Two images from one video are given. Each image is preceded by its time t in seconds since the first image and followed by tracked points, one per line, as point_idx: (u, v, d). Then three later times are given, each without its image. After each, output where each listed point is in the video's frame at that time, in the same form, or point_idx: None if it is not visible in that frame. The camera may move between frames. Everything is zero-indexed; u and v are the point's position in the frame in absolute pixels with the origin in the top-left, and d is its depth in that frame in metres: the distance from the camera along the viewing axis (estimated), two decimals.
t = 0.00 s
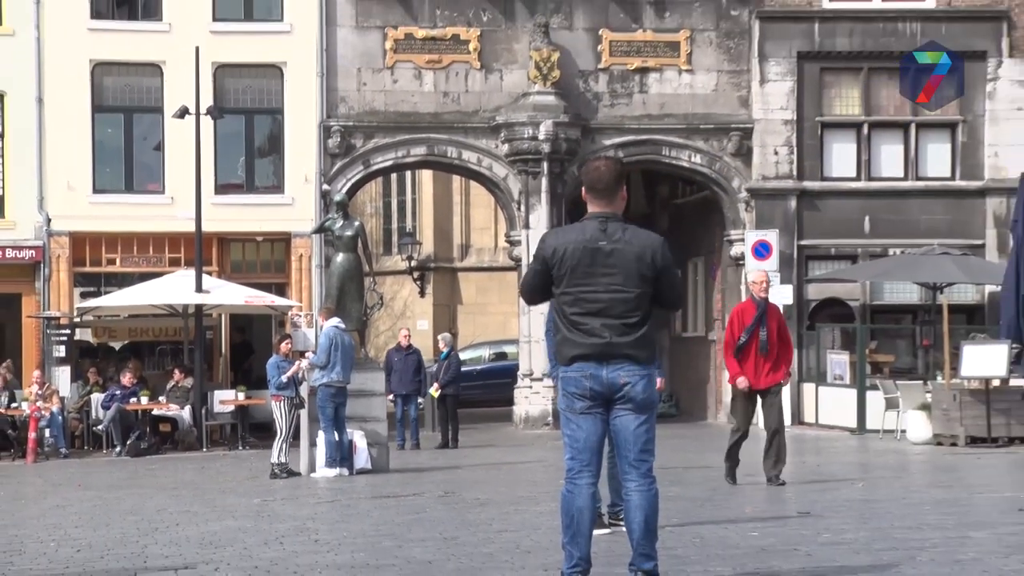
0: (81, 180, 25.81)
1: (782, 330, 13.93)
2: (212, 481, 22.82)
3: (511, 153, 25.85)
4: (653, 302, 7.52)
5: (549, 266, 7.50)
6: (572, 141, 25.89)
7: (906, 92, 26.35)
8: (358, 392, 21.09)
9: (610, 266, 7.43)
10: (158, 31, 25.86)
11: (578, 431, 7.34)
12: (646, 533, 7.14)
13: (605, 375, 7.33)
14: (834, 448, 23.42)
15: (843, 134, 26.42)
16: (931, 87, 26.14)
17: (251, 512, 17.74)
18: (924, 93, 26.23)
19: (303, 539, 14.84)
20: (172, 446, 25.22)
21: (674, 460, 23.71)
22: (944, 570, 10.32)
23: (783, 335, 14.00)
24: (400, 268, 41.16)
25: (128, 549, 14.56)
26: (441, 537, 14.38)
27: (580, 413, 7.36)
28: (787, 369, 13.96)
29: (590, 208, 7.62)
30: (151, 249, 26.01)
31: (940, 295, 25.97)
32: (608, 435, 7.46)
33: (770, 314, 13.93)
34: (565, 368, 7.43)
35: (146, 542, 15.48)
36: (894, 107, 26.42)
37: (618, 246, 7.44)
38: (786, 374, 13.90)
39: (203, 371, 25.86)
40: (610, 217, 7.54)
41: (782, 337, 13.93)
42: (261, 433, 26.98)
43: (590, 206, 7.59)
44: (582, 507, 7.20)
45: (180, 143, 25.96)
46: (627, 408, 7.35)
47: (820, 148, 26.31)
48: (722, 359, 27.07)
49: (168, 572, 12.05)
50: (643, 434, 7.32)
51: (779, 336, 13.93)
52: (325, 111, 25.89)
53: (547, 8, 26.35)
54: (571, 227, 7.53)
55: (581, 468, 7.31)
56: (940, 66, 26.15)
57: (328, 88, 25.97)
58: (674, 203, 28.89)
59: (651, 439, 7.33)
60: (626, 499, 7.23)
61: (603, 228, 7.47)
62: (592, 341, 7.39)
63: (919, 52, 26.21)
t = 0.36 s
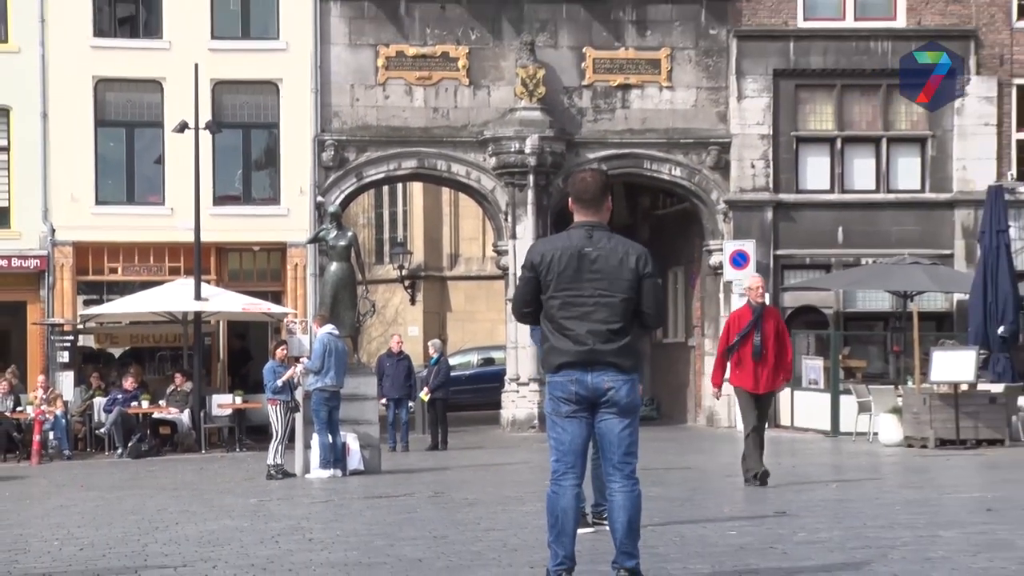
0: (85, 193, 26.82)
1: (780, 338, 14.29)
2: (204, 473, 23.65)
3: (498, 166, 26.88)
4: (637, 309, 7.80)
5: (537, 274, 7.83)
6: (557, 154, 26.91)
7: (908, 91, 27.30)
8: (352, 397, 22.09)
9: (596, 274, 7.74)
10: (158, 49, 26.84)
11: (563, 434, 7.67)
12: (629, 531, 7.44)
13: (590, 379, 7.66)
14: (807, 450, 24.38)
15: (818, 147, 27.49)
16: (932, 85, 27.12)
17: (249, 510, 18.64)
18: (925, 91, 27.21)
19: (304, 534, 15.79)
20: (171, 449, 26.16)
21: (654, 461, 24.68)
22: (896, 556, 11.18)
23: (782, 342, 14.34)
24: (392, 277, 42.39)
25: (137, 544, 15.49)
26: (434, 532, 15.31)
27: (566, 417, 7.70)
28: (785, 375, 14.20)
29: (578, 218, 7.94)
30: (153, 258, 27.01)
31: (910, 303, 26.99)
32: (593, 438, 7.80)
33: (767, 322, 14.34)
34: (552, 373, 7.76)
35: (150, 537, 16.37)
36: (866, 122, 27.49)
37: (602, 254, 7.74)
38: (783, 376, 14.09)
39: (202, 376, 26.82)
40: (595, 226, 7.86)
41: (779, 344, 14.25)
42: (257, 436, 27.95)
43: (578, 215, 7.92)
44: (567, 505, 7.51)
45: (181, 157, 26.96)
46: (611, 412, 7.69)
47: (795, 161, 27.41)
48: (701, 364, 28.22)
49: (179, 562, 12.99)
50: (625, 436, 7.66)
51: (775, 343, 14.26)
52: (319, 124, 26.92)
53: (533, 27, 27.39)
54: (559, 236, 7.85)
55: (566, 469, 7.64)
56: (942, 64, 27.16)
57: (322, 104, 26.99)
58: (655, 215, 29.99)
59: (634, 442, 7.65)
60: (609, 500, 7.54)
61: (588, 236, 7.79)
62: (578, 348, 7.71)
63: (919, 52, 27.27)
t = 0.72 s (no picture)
0: (88, 203, 27.73)
1: (775, 338, 14.22)
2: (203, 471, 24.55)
3: (488, 177, 27.80)
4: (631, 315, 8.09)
5: (535, 279, 8.11)
6: (545, 165, 27.84)
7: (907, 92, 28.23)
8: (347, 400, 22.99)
9: (591, 279, 8.03)
10: (158, 64, 27.75)
11: (556, 437, 7.93)
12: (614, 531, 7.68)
13: (583, 383, 7.93)
14: (786, 451, 25.23)
15: (797, 159, 28.49)
16: (931, 86, 28.09)
17: (249, 506, 19.44)
18: (925, 92, 28.16)
19: (303, 531, 16.65)
20: (170, 450, 27.00)
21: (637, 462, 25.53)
22: (872, 552, 11.39)
23: (776, 342, 14.28)
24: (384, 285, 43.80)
25: (145, 538, 16.31)
26: (426, 531, 16.17)
27: (560, 420, 7.96)
28: (780, 376, 14.17)
29: (576, 227, 8.25)
30: (153, 266, 27.94)
31: (885, 309, 27.93)
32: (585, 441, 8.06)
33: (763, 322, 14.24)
34: (547, 376, 8.03)
35: (158, 531, 17.17)
36: (843, 135, 28.53)
37: (598, 261, 8.03)
38: (782, 378, 14.09)
39: (201, 380, 27.71)
40: (592, 234, 8.17)
41: (775, 344, 14.20)
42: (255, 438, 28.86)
43: (576, 224, 8.22)
44: (556, 504, 7.76)
45: (180, 169, 27.87)
46: (603, 415, 7.95)
47: (775, 173, 28.39)
48: (684, 369, 29.21)
49: (188, 556, 13.85)
50: (615, 438, 7.91)
51: (771, 344, 14.20)
52: (315, 136, 27.86)
53: (521, 43, 28.30)
54: (558, 243, 8.15)
55: (557, 471, 7.89)
56: (942, 65, 28.19)
57: (318, 117, 27.93)
58: (639, 224, 31.04)
59: (624, 444, 7.91)
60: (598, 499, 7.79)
61: (585, 243, 8.10)
62: (572, 351, 7.99)
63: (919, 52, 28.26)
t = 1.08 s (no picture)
0: (92, 212, 28.77)
1: (771, 346, 15.02)
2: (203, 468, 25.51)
3: (477, 187, 28.90)
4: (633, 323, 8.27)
5: (542, 286, 8.30)
6: (532, 176, 28.94)
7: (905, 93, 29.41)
8: (343, 402, 24.06)
9: (595, 287, 8.22)
10: (159, 78, 28.79)
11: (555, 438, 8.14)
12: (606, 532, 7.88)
13: (585, 386, 8.11)
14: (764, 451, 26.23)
15: (773, 171, 29.68)
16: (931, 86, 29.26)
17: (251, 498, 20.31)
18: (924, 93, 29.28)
19: (303, 526, 17.59)
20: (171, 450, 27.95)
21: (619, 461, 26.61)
22: (846, 548, 12.00)
23: (771, 347, 15.09)
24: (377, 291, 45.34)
25: (154, 534, 17.22)
26: (419, 527, 17.14)
27: (561, 421, 8.15)
28: (775, 380, 14.98)
29: (582, 237, 8.45)
30: (154, 272, 28.94)
31: (858, 315, 29.06)
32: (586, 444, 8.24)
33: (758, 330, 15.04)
34: (550, 379, 8.19)
35: (166, 525, 18.07)
36: (818, 146, 29.69)
37: (603, 269, 8.24)
38: (777, 383, 14.88)
39: (201, 383, 28.74)
40: (596, 244, 8.38)
41: (770, 352, 15.00)
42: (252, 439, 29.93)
43: (582, 234, 8.42)
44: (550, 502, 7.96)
45: (181, 178, 28.95)
46: (604, 417, 8.13)
47: (752, 184, 29.57)
48: (666, 372, 30.33)
49: (199, 551, 14.79)
50: (614, 443, 8.08)
51: (766, 350, 15.00)
52: (311, 148, 28.94)
53: (509, 58, 29.41)
54: (565, 252, 8.36)
55: (555, 470, 8.08)
56: (942, 64, 29.41)
57: (313, 129, 29.02)
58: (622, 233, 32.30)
59: (622, 448, 8.09)
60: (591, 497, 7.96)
61: (589, 251, 8.30)
62: (575, 356, 8.16)
63: (919, 52, 29.48)
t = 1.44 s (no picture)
0: (98, 222, 29.96)
1: (766, 346, 15.62)
2: (203, 464, 26.54)
3: (468, 199, 30.17)
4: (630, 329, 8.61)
5: (544, 292, 8.71)
6: (520, 188, 30.21)
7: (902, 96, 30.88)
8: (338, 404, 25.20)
9: (593, 293, 8.60)
10: (162, 94, 30.03)
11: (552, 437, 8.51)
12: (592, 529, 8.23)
13: (579, 388, 8.49)
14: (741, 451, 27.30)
15: (750, 184, 31.00)
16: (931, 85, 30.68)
17: (250, 494, 21.24)
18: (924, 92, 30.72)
19: (301, 522, 18.61)
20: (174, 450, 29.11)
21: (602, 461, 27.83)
22: (816, 547, 12.63)
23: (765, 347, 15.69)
24: (371, 297, 46.97)
25: (158, 529, 18.22)
26: (412, 522, 18.17)
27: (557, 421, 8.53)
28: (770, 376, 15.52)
29: (585, 247, 8.84)
30: (157, 280, 30.17)
31: (832, 321, 30.29)
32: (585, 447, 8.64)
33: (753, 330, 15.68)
34: (547, 380, 8.58)
35: (169, 520, 19.07)
36: (793, 160, 31.02)
37: (601, 276, 8.62)
38: (770, 378, 15.37)
39: (202, 386, 29.93)
40: (596, 253, 8.77)
41: (764, 350, 15.58)
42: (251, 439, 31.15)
43: (584, 244, 8.81)
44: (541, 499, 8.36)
45: (183, 190, 30.15)
46: (597, 420, 8.48)
47: (731, 197, 30.90)
48: (648, 376, 31.61)
49: (208, 545, 15.88)
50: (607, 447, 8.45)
51: (760, 348, 15.60)
52: (308, 161, 30.20)
53: (498, 75, 30.66)
54: (566, 260, 8.76)
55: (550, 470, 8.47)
56: (943, 63, 30.78)
57: (310, 143, 30.27)
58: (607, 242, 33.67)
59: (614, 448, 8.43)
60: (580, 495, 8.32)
61: (588, 260, 8.69)
62: (571, 359, 8.53)
63: (919, 52, 30.84)
